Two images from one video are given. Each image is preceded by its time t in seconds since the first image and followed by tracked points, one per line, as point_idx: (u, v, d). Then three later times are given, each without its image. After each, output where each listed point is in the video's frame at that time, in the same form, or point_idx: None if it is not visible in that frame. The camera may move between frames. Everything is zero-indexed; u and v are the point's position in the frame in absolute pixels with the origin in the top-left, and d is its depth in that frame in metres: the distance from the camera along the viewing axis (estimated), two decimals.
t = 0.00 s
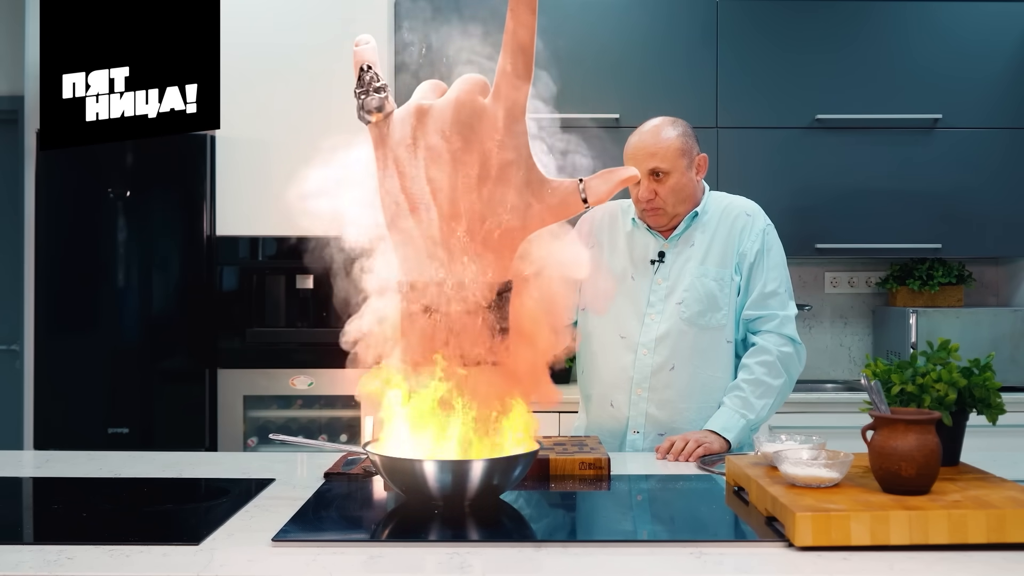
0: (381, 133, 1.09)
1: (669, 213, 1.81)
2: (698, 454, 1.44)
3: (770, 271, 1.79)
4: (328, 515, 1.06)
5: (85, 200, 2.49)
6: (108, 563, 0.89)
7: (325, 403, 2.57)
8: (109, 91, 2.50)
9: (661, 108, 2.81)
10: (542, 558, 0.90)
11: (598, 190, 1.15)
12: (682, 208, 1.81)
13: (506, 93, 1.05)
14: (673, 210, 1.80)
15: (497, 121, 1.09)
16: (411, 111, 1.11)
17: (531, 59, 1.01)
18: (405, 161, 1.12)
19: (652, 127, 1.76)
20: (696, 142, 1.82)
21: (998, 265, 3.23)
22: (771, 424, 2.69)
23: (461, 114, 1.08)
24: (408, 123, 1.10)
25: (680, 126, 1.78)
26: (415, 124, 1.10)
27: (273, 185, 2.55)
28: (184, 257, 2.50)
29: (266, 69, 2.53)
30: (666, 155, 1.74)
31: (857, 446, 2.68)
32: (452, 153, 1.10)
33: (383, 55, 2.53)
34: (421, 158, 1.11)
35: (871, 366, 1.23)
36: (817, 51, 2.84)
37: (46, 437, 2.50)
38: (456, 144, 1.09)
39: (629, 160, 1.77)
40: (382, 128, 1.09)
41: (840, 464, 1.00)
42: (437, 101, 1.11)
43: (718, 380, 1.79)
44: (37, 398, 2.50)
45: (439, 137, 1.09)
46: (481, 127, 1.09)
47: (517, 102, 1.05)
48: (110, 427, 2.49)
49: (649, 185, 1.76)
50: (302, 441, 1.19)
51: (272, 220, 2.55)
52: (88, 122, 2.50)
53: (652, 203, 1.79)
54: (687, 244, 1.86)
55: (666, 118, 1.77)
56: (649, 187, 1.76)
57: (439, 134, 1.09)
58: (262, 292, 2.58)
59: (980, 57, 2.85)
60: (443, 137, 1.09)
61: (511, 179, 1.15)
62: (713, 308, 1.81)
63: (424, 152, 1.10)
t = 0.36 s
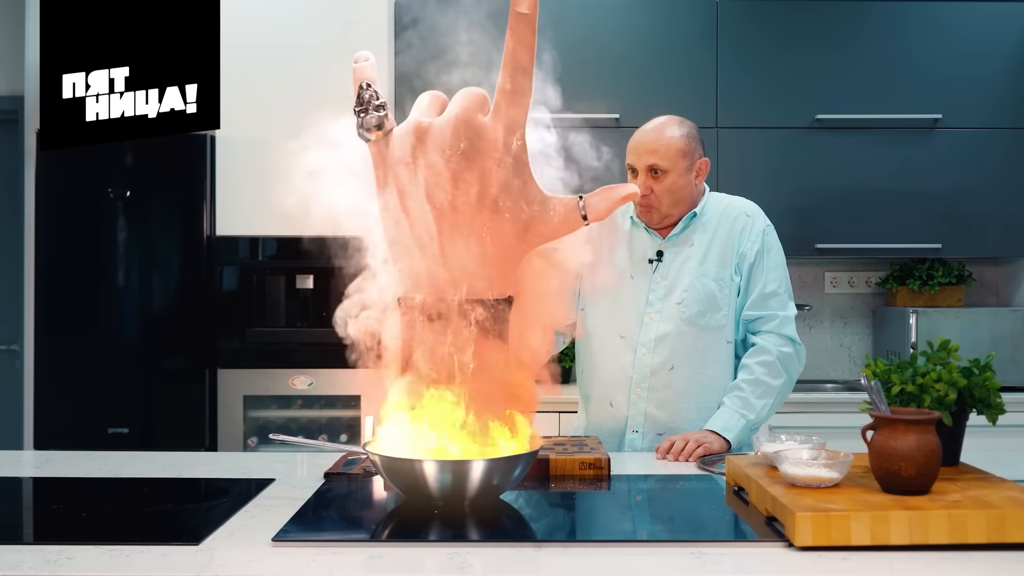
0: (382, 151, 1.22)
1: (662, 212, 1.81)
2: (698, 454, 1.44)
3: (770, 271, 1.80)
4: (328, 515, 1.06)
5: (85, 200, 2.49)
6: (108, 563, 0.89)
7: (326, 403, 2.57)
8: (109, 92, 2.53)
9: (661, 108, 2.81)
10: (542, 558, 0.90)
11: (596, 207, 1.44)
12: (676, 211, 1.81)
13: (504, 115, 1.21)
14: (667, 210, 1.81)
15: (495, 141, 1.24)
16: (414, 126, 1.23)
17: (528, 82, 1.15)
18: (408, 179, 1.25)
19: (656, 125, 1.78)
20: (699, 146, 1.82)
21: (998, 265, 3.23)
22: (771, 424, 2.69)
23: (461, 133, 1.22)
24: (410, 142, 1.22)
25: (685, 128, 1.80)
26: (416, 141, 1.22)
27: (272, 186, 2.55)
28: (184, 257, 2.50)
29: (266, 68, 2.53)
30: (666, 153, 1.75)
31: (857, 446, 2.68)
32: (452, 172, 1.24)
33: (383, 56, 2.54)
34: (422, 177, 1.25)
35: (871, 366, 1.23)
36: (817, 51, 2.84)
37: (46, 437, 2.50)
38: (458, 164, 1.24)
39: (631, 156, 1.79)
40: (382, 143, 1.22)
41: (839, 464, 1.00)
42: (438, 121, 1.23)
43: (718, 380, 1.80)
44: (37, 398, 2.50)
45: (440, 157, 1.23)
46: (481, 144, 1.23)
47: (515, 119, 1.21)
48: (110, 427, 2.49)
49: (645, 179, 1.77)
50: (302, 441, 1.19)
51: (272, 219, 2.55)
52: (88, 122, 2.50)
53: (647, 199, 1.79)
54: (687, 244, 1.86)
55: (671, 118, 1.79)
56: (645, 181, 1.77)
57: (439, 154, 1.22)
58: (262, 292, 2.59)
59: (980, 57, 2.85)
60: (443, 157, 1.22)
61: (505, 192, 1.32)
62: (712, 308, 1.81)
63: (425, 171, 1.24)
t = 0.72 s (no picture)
0: (379, 172, 1.56)
1: (683, 203, 1.83)
2: (698, 454, 1.44)
3: (770, 272, 1.79)
4: (328, 515, 1.06)
5: (85, 199, 2.49)
6: (109, 563, 0.89)
7: (326, 403, 2.57)
8: (109, 92, 2.47)
9: (661, 109, 2.81)
10: (543, 558, 0.90)
11: (595, 219, 1.89)
12: (693, 196, 1.84)
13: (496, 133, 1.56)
14: (687, 197, 1.82)
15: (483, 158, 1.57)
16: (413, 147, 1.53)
17: (517, 103, 1.52)
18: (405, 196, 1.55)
19: (648, 123, 1.82)
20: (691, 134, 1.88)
21: (999, 265, 3.23)
22: (771, 424, 2.69)
23: (455, 145, 1.51)
24: (405, 160, 1.53)
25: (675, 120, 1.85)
26: (412, 159, 1.52)
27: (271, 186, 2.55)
28: (184, 257, 2.50)
29: (266, 68, 2.53)
30: (669, 141, 1.79)
31: (857, 446, 2.68)
32: (447, 188, 1.55)
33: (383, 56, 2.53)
34: (418, 194, 1.55)
35: (871, 366, 1.23)
36: (817, 52, 2.84)
37: (45, 438, 2.50)
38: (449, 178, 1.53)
39: (635, 156, 1.81)
40: (377, 164, 1.56)
41: (840, 463, 1.00)
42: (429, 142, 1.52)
43: (718, 381, 1.80)
44: (37, 398, 2.50)
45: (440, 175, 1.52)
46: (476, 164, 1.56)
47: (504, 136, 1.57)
48: (110, 427, 2.49)
49: (659, 173, 1.80)
50: (302, 441, 1.19)
51: (272, 219, 2.55)
52: (88, 122, 2.50)
53: (666, 192, 1.81)
54: (688, 245, 1.85)
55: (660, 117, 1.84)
56: (661, 175, 1.79)
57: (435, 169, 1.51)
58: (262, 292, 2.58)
59: (980, 57, 2.85)
60: (438, 175, 1.51)
61: (502, 203, 1.74)
62: (713, 309, 1.81)
63: (422, 188, 1.54)
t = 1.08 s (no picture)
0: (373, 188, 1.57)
1: (668, 209, 1.83)
2: (698, 454, 1.44)
3: (771, 273, 1.79)
4: (328, 515, 1.06)
5: (85, 199, 2.49)
6: (108, 563, 0.89)
7: (325, 403, 2.57)
8: (109, 92, 2.50)
9: (661, 108, 2.81)
10: (542, 558, 0.90)
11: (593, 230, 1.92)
12: (682, 207, 1.83)
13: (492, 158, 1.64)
14: (673, 206, 1.82)
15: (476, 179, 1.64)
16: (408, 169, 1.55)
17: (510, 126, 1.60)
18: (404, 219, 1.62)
19: (655, 124, 1.81)
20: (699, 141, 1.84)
21: (999, 265, 3.23)
22: (771, 424, 2.69)
23: (451, 166, 1.56)
24: (401, 180, 1.57)
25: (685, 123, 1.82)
26: (407, 178, 1.57)
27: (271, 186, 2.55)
28: (184, 257, 2.50)
29: (266, 68, 2.53)
30: (667, 149, 1.78)
31: (857, 446, 2.68)
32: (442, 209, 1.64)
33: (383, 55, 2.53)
34: (416, 216, 1.64)
35: (871, 366, 1.23)
36: (817, 52, 2.84)
37: (45, 438, 2.50)
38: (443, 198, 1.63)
39: (631, 153, 1.82)
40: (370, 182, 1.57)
41: (840, 463, 1.00)
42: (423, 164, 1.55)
43: (718, 381, 1.80)
44: (37, 398, 2.50)
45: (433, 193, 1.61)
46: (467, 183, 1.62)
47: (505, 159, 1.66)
48: (110, 427, 2.49)
49: (649, 177, 1.80)
50: (302, 441, 1.19)
51: (271, 219, 2.55)
52: (88, 122, 2.50)
53: (653, 196, 1.82)
54: (688, 245, 1.85)
55: (669, 116, 1.82)
56: (650, 180, 1.80)
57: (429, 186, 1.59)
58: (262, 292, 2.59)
59: (980, 57, 2.85)
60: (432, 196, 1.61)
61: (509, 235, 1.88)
62: (713, 310, 1.81)
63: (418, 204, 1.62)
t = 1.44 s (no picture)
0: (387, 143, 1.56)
1: (667, 211, 1.83)
2: (698, 454, 1.44)
3: (770, 274, 1.80)
4: (328, 515, 1.06)
5: (85, 199, 2.49)
6: (108, 563, 0.89)
7: (325, 403, 2.57)
8: (109, 92, 2.52)
9: (661, 108, 2.81)
10: (542, 558, 0.90)
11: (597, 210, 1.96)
12: (681, 210, 1.84)
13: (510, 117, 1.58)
14: (672, 209, 1.83)
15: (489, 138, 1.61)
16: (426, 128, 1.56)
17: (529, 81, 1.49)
18: (416, 170, 1.59)
19: (660, 126, 1.83)
20: (704, 147, 1.84)
21: (999, 265, 3.23)
22: (771, 424, 2.69)
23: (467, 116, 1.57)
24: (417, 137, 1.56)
25: (690, 128, 1.83)
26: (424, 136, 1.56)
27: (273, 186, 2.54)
28: (184, 257, 2.50)
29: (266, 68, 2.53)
30: (670, 152, 1.79)
31: (857, 446, 2.68)
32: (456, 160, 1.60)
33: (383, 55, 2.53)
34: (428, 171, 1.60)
35: (871, 366, 1.23)
36: (817, 52, 2.84)
37: (45, 438, 2.50)
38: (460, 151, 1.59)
39: (635, 153, 1.84)
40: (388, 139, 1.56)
41: (839, 463, 1.00)
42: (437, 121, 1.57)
43: (718, 381, 1.80)
44: (37, 398, 2.50)
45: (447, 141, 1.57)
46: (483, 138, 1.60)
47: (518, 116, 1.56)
48: (110, 427, 2.49)
49: (650, 179, 1.81)
50: (302, 441, 1.19)
51: (271, 219, 2.54)
52: (88, 122, 2.50)
53: (652, 198, 1.82)
54: (687, 246, 1.85)
55: (676, 117, 1.83)
56: (651, 181, 1.81)
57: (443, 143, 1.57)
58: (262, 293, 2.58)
59: (980, 57, 2.85)
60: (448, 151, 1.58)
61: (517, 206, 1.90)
62: (713, 310, 1.81)
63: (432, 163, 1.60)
